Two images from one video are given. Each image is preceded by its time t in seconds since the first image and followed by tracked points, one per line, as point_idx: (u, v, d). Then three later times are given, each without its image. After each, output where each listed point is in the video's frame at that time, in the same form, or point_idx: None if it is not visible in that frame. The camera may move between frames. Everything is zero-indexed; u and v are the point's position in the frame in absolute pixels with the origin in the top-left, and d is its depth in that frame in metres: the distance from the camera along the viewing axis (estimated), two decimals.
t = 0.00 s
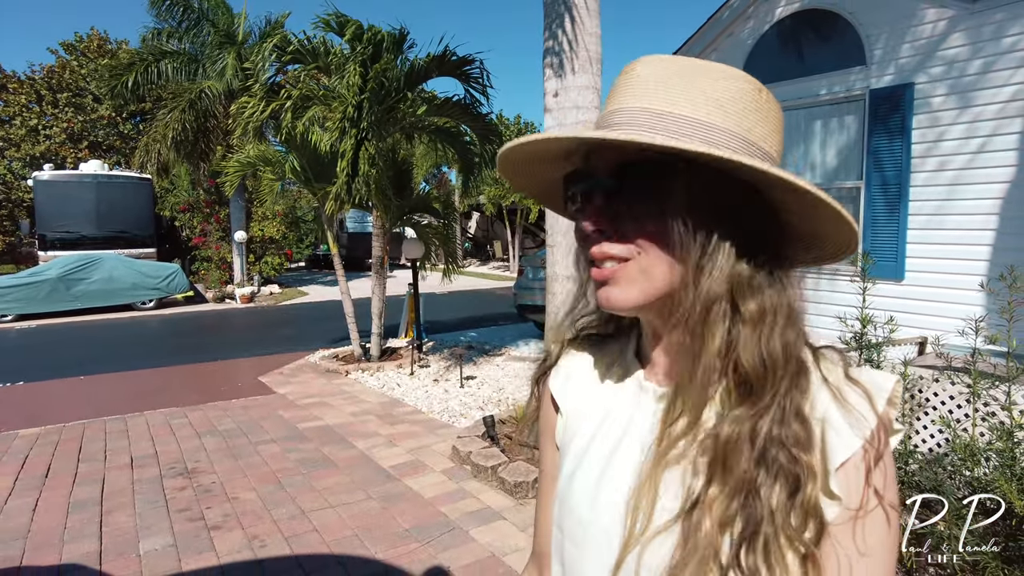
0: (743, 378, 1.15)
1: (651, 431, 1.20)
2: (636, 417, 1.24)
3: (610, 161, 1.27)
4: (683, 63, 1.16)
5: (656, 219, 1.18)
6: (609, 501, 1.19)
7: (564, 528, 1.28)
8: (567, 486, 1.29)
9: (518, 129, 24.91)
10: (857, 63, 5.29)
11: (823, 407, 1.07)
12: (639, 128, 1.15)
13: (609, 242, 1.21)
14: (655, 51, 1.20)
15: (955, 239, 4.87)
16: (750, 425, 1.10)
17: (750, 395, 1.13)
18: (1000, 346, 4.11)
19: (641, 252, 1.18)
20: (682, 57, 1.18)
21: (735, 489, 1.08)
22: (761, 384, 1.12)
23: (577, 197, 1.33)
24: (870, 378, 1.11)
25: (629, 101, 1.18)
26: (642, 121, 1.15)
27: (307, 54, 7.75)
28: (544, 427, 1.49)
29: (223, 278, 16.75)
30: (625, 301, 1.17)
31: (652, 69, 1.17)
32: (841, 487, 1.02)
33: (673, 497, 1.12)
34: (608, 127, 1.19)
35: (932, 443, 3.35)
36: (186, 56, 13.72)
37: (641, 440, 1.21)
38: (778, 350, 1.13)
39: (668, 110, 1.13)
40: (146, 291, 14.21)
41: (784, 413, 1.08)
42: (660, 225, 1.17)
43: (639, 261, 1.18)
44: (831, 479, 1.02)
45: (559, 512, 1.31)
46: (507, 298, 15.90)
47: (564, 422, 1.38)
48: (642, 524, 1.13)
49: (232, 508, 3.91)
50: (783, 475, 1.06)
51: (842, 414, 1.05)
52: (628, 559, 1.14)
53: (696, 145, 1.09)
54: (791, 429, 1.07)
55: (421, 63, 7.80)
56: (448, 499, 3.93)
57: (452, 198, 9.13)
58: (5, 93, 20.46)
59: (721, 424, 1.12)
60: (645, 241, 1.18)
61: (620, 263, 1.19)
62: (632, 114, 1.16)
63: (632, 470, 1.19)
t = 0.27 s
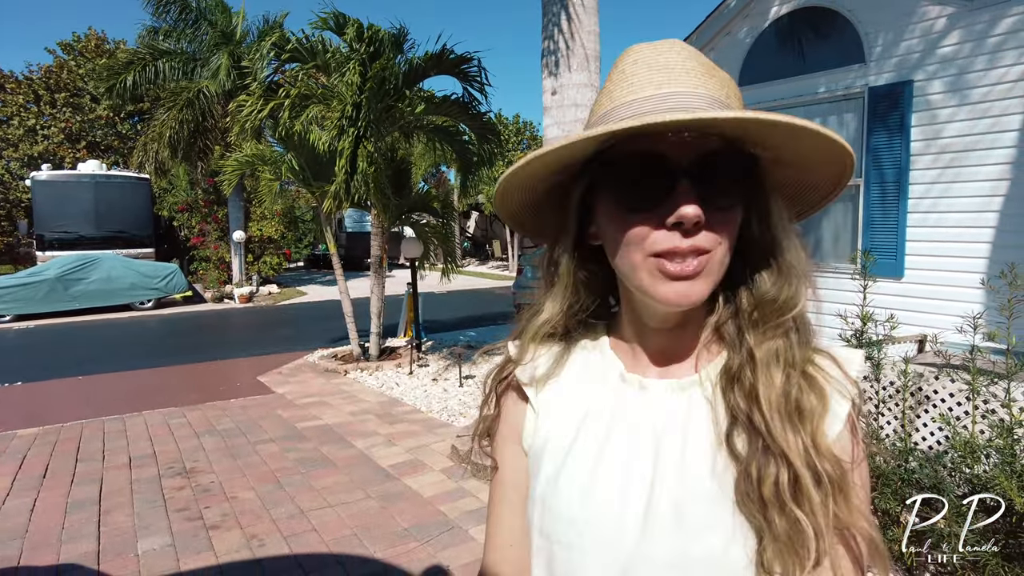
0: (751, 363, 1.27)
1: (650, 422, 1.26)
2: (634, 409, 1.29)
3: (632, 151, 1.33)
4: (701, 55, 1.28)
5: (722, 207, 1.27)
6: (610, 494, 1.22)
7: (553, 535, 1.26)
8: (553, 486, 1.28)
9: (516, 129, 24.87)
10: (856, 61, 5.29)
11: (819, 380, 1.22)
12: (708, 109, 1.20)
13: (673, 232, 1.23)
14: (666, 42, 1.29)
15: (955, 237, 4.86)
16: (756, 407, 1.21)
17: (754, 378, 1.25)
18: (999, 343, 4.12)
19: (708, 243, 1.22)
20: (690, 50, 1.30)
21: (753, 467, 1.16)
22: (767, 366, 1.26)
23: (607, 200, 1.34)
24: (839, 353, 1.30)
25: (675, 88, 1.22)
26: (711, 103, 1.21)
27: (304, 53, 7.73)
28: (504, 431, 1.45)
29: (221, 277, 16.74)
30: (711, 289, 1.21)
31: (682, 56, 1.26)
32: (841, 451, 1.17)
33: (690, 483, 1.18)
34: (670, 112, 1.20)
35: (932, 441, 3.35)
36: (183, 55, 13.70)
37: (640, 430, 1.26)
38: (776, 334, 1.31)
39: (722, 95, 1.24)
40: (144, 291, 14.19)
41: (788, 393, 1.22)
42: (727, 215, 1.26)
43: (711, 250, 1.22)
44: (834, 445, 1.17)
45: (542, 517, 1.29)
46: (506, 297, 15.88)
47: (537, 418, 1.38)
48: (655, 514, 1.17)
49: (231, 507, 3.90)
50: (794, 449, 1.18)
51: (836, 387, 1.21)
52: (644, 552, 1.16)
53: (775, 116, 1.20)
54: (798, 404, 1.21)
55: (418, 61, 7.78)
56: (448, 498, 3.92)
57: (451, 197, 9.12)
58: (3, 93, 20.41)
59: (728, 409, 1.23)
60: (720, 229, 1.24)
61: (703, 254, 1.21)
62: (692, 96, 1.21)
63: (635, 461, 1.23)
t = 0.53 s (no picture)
0: (740, 364, 1.29)
1: (647, 425, 1.26)
2: (629, 412, 1.28)
3: (615, 150, 1.32)
4: (690, 51, 1.26)
5: (703, 209, 1.26)
6: (610, 499, 1.19)
7: (552, 545, 1.22)
8: (551, 493, 1.24)
9: (514, 127, 24.84)
10: (856, 57, 5.27)
11: (808, 379, 1.27)
12: (685, 112, 1.20)
13: (651, 236, 1.23)
14: (652, 36, 1.27)
15: (956, 234, 4.85)
16: (751, 408, 1.23)
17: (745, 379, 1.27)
18: (1000, 341, 4.11)
19: (686, 245, 1.23)
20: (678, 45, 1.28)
21: (754, 467, 1.18)
22: (757, 366, 1.29)
23: (587, 201, 1.33)
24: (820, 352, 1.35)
25: (659, 86, 1.21)
26: (689, 106, 1.20)
27: (301, 50, 7.69)
28: (492, 438, 1.37)
29: (218, 276, 16.69)
30: (689, 292, 1.22)
31: (666, 51, 1.23)
32: (838, 448, 1.20)
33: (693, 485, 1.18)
34: (644, 115, 1.19)
35: (934, 440, 3.33)
36: (180, 52, 13.65)
37: (638, 432, 1.25)
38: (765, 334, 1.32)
39: (707, 94, 1.23)
40: (141, 289, 14.13)
41: (781, 393, 1.25)
42: (709, 216, 1.27)
43: (689, 253, 1.23)
44: (830, 443, 1.20)
45: (538, 526, 1.25)
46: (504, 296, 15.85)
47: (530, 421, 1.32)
48: (659, 517, 1.16)
49: (228, 508, 3.88)
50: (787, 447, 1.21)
51: (825, 385, 1.25)
52: (650, 557, 1.14)
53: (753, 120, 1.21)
54: (792, 404, 1.24)
55: (415, 58, 7.75)
56: (447, 498, 3.90)
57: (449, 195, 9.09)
58: None
59: (722, 409, 1.25)
60: (698, 230, 1.25)
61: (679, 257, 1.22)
62: (670, 98, 1.21)
63: (636, 464, 1.22)
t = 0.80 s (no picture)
0: (742, 368, 1.29)
1: (657, 429, 1.24)
2: (637, 415, 1.26)
3: (607, 152, 1.31)
4: (681, 48, 1.23)
5: (696, 208, 1.24)
6: (621, 501, 1.17)
7: (560, 549, 1.18)
8: (558, 496, 1.21)
9: (512, 125, 24.82)
10: (856, 56, 5.25)
11: (811, 383, 1.27)
12: (670, 113, 1.18)
13: (639, 238, 1.23)
14: (644, 36, 1.25)
15: (955, 233, 4.84)
16: (754, 412, 1.23)
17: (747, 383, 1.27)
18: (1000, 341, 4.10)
19: (676, 245, 1.22)
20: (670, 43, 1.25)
21: (762, 471, 1.17)
22: (760, 370, 1.28)
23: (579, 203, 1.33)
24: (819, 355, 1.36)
25: (652, 87, 1.20)
26: (675, 105, 1.18)
27: (299, 48, 7.66)
28: (498, 441, 1.35)
29: (215, 275, 16.64)
30: (679, 291, 1.20)
31: (656, 51, 1.21)
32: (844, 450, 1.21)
33: (704, 489, 1.16)
34: (628, 119, 1.19)
35: (934, 439, 3.33)
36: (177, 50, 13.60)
37: (646, 435, 1.23)
38: (764, 336, 1.32)
39: (696, 93, 1.20)
40: (138, 288, 14.09)
41: (782, 398, 1.25)
42: (702, 216, 1.24)
43: (682, 251, 1.22)
44: (836, 445, 1.21)
45: (546, 530, 1.21)
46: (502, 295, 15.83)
47: (537, 424, 1.30)
48: (671, 521, 1.14)
49: (225, 508, 3.85)
50: (790, 451, 1.22)
51: (830, 387, 1.25)
52: (662, 562, 1.12)
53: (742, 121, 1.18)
54: (796, 407, 1.24)
55: (413, 56, 7.72)
56: (445, 498, 3.89)
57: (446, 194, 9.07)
58: None
59: (727, 412, 1.24)
60: (690, 231, 1.23)
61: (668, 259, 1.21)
62: (657, 98, 1.19)
63: (646, 467, 1.20)
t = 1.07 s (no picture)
0: (739, 377, 1.29)
1: (655, 437, 1.24)
2: (635, 421, 1.27)
3: (604, 166, 1.32)
4: (681, 60, 1.22)
5: (692, 222, 1.24)
6: (619, 505, 1.18)
7: (559, 551, 1.20)
8: (558, 499, 1.22)
9: (510, 126, 24.82)
10: (852, 57, 5.26)
11: (809, 392, 1.27)
12: (664, 133, 1.18)
13: (632, 254, 1.24)
14: (644, 48, 1.24)
15: (951, 234, 4.85)
16: (752, 423, 1.23)
17: (744, 392, 1.27)
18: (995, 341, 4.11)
19: (670, 260, 1.23)
20: (670, 54, 1.24)
21: (759, 479, 1.17)
22: (756, 379, 1.28)
23: (576, 214, 1.34)
24: (818, 365, 1.35)
25: (649, 104, 1.20)
26: (668, 124, 1.18)
27: (297, 49, 7.67)
28: (497, 444, 1.36)
29: (213, 275, 16.64)
30: (673, 306, 1.22)
31: (653, 66, 1.20)
32: (841, 458, 1.20)
33: (701, 496, 1.17)
34: (622, 139, 1.20)
35: (928, 440, 3.34)
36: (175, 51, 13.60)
37: (645, 442, 1.24)
38: (762, 346, 1.32)
39: (692, 109, 1.20)
40: (136, 289, 14.09)
41: (780, 409, 1.24)
42: (698, 229, 1.24)
43: (677, 265, 1.22)
44: (831, 453, 1.20)
45: (546, 532, 1.23)
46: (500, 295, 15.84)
47: (535, 428, 1.31)
48: (668, 526, 1.14)
49: (222, 509, 3.86)
50: (787, 461, 1.21)
51: (828, 398, 1.25)
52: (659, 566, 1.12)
53: (736, 144, 1.18)
54: (793, 416, 1.23)
55: (411, 57, 7.72)
56: (442, 498, 3.89)
57: (444, 194, 9.08)
58: None
59: (724, 421, 1.24)
60: (686, 246, 1.23)
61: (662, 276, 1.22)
62: (650, 117, 1.19)
63: (644, 474, 1.20)
